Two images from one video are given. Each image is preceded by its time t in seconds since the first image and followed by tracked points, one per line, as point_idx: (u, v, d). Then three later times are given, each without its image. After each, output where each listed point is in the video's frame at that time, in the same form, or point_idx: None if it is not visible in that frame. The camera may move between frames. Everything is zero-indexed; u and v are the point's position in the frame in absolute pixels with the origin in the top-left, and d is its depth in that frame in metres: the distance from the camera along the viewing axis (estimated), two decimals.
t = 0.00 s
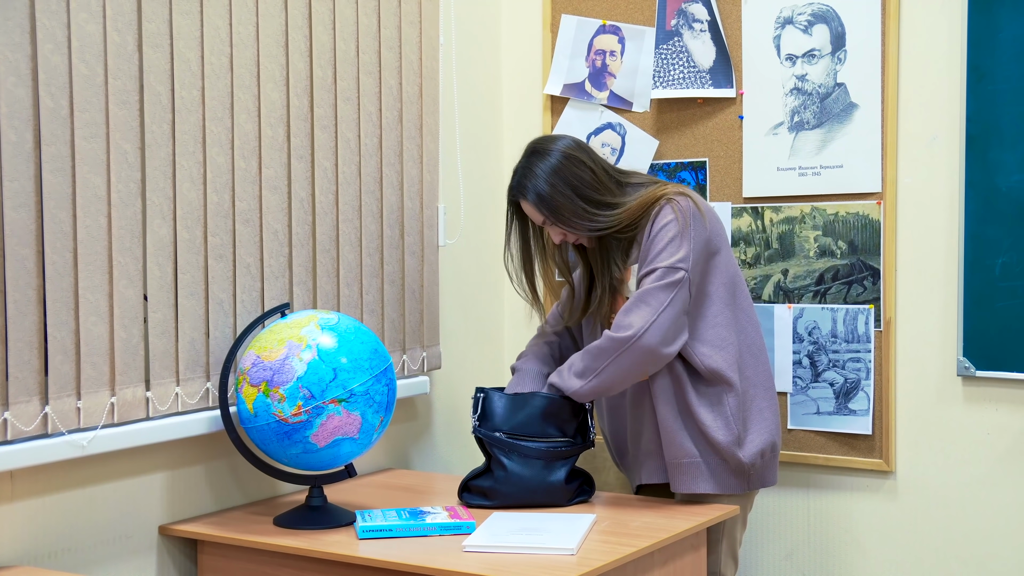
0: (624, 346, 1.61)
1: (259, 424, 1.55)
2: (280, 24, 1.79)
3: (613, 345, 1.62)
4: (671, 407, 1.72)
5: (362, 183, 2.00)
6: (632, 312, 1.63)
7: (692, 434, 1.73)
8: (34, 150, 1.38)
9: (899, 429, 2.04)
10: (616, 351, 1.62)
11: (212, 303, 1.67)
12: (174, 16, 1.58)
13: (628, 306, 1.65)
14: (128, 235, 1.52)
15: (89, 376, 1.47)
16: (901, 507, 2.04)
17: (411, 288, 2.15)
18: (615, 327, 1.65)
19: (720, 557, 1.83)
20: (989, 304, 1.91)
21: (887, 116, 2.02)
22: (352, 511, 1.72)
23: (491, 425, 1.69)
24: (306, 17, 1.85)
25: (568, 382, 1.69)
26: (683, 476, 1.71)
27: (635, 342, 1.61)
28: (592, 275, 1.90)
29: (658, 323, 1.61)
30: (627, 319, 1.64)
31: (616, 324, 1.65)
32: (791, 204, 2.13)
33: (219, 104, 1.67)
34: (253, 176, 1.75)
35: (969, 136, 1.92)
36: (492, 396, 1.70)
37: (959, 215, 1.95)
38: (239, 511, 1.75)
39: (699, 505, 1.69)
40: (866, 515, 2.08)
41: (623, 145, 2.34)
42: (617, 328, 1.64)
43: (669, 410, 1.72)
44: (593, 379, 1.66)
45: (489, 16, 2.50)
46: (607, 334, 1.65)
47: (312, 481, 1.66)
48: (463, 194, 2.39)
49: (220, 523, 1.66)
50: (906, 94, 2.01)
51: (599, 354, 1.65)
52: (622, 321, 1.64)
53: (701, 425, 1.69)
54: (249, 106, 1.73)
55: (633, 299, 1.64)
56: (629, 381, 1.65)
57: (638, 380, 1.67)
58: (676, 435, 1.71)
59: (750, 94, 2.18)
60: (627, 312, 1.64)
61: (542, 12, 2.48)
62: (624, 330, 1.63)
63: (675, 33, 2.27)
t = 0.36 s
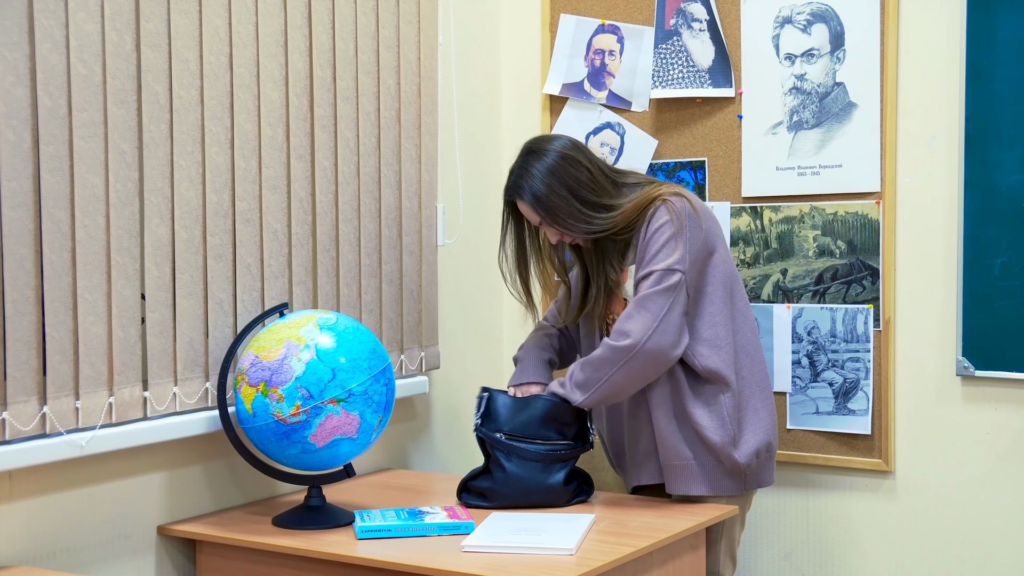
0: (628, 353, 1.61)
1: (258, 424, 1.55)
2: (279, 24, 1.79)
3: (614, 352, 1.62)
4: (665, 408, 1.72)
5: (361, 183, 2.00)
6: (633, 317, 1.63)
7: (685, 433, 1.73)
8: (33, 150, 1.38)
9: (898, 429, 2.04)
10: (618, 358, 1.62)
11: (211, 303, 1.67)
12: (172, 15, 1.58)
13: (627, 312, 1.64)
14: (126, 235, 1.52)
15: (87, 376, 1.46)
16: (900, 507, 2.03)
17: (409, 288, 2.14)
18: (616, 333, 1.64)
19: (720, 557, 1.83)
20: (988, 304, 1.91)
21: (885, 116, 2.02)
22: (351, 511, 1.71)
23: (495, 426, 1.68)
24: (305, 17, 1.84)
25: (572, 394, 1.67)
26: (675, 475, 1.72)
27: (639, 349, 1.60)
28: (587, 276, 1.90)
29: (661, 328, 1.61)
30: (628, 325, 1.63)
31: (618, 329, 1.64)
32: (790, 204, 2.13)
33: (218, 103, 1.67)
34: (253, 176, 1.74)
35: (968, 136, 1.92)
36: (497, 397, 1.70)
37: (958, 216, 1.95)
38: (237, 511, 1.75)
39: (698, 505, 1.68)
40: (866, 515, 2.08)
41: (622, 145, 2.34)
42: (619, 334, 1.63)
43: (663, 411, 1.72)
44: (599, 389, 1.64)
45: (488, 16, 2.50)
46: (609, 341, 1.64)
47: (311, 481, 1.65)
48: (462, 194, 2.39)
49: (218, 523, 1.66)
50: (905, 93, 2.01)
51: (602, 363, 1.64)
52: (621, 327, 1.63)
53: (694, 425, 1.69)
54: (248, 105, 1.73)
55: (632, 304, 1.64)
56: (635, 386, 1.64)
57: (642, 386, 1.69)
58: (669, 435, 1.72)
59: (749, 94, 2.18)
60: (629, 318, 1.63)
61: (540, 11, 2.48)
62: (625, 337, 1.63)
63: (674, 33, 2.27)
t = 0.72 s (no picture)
0: (629, 360, 1.62)
1: (255, 425, 1.54)
2: (276, 24, 1.78)
3: (615, 358, 1.63)
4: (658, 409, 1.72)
5: (359, 183, 1.99)
6: (634, 324, 1.63)
7: (678, 434, 1.73)
8: (30, 150, 1.37)
9: (896, 429, 2.04)
10: (617, 363, 1.63)
11: (210, 303, 1.67)
12: (170, 15, 1.58)
13: (625, 316, 1.64)
14: (124, 235, 1.52)
15: (85, 377, 1.46)
16: (898, 507, 2.04)
17: (406, 288, 2.14)
18: (616, 338, 1.64)
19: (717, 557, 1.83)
20: (986, 305, 1.91)
21: (883, 117, 2.02)
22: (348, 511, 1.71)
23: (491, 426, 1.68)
24: (303, 17, 1.84)
25: (562, 392, 1.69)
26: (668, 476, 1.72)
27: (641, 357, 1.62)
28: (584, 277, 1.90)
29: (662, 335, 1.63)
30: (627, 331, 1.63)
31: (617, 334, 1.64)
32: (788, 204, 2.13)
33: (216, 103, 1.67)
34: (251, 176, 1.74)
35: (966, 136, 1.92)
36: (493, 398, 1.70)
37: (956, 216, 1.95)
38: (235, 512, 1.75)
39: (696, 506, 1.68)
40: (864, 516, 2.08)
41: (620, 145, 2.34)
42: (619, 340, 1.64)
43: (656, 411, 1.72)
44: (593, 391, 1.67)
45: (486, 16, 2.49)
46: (609, 347, 1.64)
47: (308, 481, 1.65)
48: (460, 194, 2.39)
49: (215, 523, 1.66)
50: (903, 94, 2.01)
51: (600, 367, 1.65)
52: (618, 331, 1.64)
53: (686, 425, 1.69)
54: (246, 105, 1.73)
55: (629, 309, 1.64)
56: (627, 386, 1.67)
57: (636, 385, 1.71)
58: (661, 436, 1.72)
59: (747, 94, 2.18)
60: (630, 325, 1.62)
61: (538, 11, 2.48)
62: (623, 342, 1.63)
63: (672, 33, 2.26)
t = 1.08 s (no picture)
0: (623, 350, 1.62)
1: (254, 425, 1.54)
2: (274, 24, 1.79)
3: (610, 348, 1.62)
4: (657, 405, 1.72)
5: (357, 184, 2.00)
6: (629, 314, 1.63)
7: (675, 431, 1.73)
8: (28, 150, 1.37)
9: (894, 429, 2.04)
10: (612, 353, 1.63)
11: (210, 304, 1.67)
12: (169, 16, 1.58)
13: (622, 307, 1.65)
14: (123, 235, 1.52)
15: (84, 377, 1.46)
16: (896, 507, 2.04)
17: (406, 289, 2.14)
18: (611, 329, 1.64)
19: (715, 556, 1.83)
20: (985, 304, 1.91)
21: (882, 117, 2.02)
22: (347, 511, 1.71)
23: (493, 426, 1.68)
24: (300, 17, 1.84)
25: (561, 387, 1.68)
26: (664, 473, 1.72)
27: (634, 346, 1.61)
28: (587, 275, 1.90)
29: (657, 325, 1.62)
30: (624, 321, 1.63)
31: (612, 325, 1.64)
32: (786, 204, 2.14)
33: (215, 104, 1.67)
34: (249, 177, 1.74)
35: (964, 137, 1.92)
36: (496, 396, 1.70)
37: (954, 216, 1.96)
38: (234, 512, 1.75)
39: (694, 506, 1.68)
40: (862, 516, 2.08)
41: (619, 145, 2.34)
42: (613, 330, 1.63)
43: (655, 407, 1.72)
44: (589, 384, 1.65)
45: (484, 17, 2.49)
46: (603, 337, 1.64)
47: (307, 482, 1.65)
48: (458, 194, 2.39)
49: (214, 523, 1.66)
50: (901, 94, 2.02)
51: (594, 359, 1.64)
52: (615, 321, 1.64)
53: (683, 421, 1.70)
54: (245, 106, 1.73)
55: (627, 300, 1.64)
56: (624, 381, 1.66)
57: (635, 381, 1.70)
58: (658, 432, 1.72)
59: (745, 94, 2.18)
60: (624, 315, 1.63)
61: (536, 12, 2.48)
62: (619, 332, 1.63)
63: (670, 33, 2.27)
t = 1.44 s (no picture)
0: (633, 349, 1.61)
1: (253, 425, 1.55)
2: (273, 25, 1.79)
3: (621, 346, 1.62)
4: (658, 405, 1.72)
5: (356, 184, 2.00)
6: (638, 312, 1.62)
7: (676, 431, 1.73)
8: (28, 151, 1.37)
9: (893, 429, 2.04)
10: (622, 352, 1.63)
11: (209, 304, 1.67)
12: (169, 17, 1.58)
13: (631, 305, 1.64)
14: (124, 236, 1.52)
15: (84, 377, 1.46)
16: (895, 506, 2.04)
17: (405, 289, 2.14)
18: (622, 327, 1.63)
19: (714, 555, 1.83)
20: (984, 304, 1.91)
21: (880, 117, 2.02)
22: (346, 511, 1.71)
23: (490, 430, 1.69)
24: (299, 18, 1.84)
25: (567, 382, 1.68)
26: (666, 474, 1.72)
27: (647, 345, 1.61)
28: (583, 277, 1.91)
29: (669, 325, 1.62)
30: (633, 319, 1.62)
31: (622, 323, 1.64)
32: (784, 204, 2.14)
33: (214, 105, 1.67)
34: (248, 177, 1.74)
35: (963, 137, 1.92)
36: (488, 400, 1.70)
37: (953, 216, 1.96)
38: (234, 512, 1.75)
39: (693, 506, 1.68)
40: (861, 515, 2.08)
41: (617, 145, 2.34)
42: (624, 328, 1.63)
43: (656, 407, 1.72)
44: (597, 379, 1.66)
45: (483, 17, 2.50)
46: (615, 335, 1.64)
47: (306, 482, 1.66)
48: (458, 194, 2.39)
49: (214, 524, 1.66)
50: (899, 95, 2.02)
51: (605, 356, 1.64)
52: (624, 320, 1.63)
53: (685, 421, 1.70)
54: (243, 106, 1.73)
55: (635, 299, 1.64)
56: (631, 379, 1.66)
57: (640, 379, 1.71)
58: (660, 432, 1.71)
59: (744, 95, 2.18)
60: (635, 313, 1.62)
61: (535, 12, 2.48)
62: (629, 331, 1.63)
63: (669, 34, 2.27)
